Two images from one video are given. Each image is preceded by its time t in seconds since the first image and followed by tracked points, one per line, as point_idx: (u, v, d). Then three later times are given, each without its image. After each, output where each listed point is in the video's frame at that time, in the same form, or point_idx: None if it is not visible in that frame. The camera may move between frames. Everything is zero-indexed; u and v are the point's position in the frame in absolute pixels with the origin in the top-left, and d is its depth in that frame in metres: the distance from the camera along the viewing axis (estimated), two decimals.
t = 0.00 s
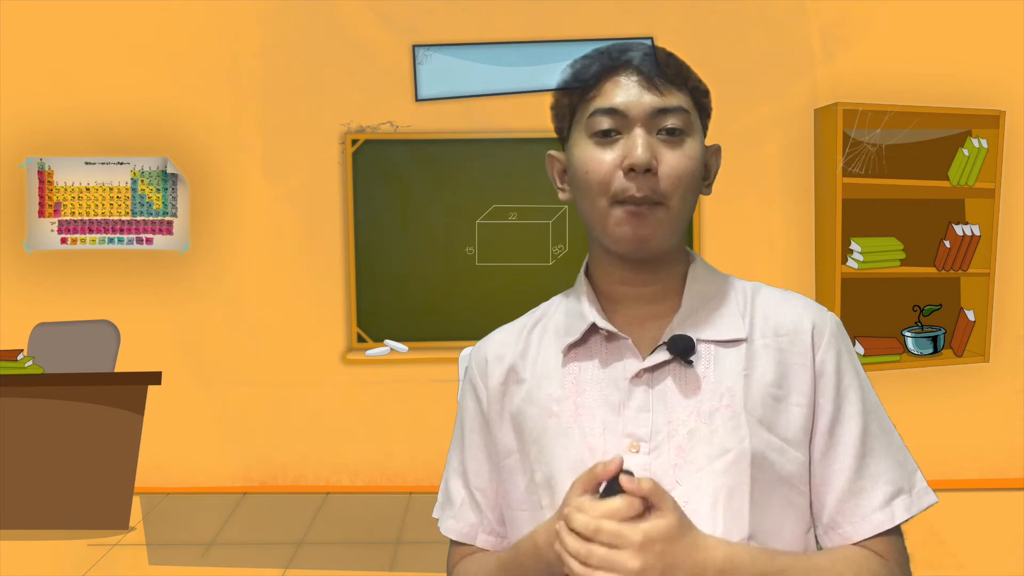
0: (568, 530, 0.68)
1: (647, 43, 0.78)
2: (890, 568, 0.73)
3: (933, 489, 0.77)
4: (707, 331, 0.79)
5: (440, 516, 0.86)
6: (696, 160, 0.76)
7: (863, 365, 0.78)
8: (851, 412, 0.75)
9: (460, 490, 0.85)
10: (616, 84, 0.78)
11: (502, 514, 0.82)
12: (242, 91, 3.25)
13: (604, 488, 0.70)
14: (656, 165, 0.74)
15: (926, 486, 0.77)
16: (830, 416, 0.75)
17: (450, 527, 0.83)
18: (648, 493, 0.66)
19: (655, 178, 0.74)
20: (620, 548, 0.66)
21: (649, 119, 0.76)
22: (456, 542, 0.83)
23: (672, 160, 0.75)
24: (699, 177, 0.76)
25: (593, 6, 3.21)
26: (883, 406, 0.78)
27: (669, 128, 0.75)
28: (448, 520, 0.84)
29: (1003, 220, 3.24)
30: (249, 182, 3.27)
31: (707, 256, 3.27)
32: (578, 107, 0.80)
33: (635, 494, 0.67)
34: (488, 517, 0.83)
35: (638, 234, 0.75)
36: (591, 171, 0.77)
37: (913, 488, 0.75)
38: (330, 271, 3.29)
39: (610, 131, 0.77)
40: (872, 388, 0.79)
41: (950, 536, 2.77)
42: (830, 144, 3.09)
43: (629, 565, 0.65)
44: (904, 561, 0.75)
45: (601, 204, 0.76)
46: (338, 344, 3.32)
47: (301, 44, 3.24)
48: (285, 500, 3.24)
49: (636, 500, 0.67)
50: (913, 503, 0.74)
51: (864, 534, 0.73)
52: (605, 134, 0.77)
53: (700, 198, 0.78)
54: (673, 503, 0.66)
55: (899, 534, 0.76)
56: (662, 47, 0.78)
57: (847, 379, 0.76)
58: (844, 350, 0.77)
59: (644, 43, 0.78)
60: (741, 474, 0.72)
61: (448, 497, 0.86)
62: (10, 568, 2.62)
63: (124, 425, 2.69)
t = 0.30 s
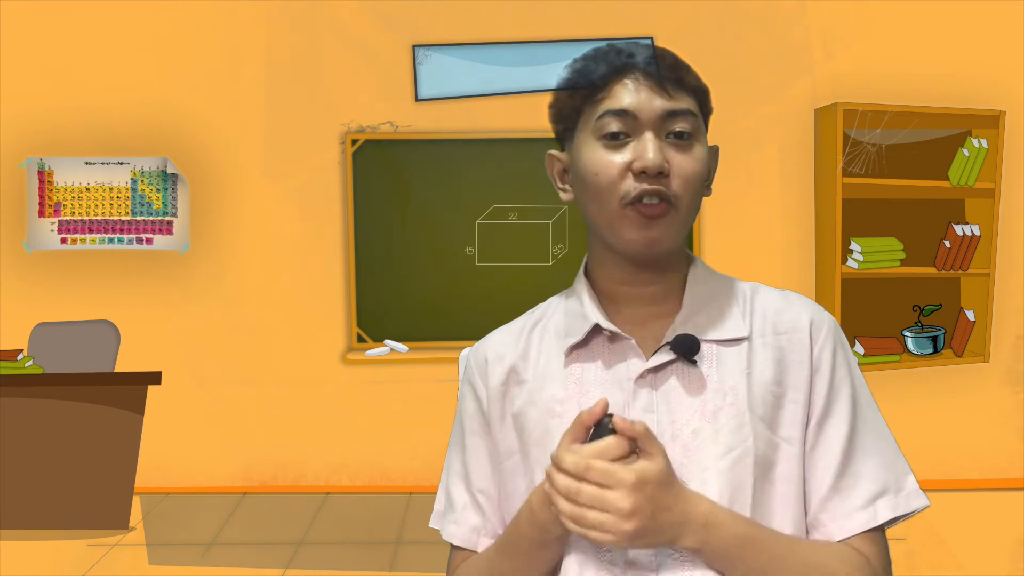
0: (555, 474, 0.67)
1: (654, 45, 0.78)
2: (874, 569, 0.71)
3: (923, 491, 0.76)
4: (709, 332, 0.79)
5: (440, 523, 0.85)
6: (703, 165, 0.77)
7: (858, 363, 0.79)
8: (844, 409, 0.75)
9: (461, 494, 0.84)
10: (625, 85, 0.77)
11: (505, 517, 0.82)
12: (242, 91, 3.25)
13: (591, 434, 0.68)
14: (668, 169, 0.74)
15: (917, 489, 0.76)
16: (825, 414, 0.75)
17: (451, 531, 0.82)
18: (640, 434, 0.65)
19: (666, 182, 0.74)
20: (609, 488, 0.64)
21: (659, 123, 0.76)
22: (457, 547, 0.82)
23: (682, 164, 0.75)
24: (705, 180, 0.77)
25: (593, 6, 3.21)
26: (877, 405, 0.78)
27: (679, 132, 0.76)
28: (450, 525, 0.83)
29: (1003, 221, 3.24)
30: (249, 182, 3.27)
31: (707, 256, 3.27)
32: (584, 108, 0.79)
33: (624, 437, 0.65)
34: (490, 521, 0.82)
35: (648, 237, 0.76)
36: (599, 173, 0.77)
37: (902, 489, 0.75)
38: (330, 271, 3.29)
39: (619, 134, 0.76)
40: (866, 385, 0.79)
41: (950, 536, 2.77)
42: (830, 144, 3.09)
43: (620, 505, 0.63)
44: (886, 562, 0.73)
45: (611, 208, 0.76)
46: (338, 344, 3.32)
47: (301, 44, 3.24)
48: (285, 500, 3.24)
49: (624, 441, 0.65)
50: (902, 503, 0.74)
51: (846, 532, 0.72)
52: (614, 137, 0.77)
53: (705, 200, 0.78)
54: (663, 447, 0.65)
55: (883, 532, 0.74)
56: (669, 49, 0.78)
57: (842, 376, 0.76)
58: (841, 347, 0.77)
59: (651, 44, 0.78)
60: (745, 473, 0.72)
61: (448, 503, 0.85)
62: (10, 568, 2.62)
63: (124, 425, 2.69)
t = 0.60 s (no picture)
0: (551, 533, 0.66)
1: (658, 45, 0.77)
2: (868, 569, 0.72)
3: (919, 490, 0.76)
4: (709, 332, 0.79)
5: (438, 526, 0.84)
6: (705, 167, 0.77)
7: (856, 361, 0.79)
8: (842, 409, 0.75)
9: (460, 497, 0.83)
10: (627, 88, 0.77)
11: (502, 521, 0.82)
12: (242, 90, 3.25)
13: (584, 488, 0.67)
14: (670, 173, 0.74)
15: (913, 487, 0.76)
16: (823, 414, 0.75)
17: (450, 534, 0.82)
18: (636, 492, 0.64)
19: (669, 186, 0.75)
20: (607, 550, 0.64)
21: (661, 126, 0.76)
22: (457, 550, 0.82)
23: (684, 168, 0.75)
24: (706, 182, 0.77)
25: (593, 6, 3.21)
26: (874, 403, 0.78)
27: (681, 135, 0.76)
28: (448, 528, 0.83)
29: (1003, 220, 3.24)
30: (249, 182, 3.27)
31: (706, 256, 3.27)
32: (584, 108, 0.79)
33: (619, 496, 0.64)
34: (488, 524, 0.82)
35: (650, 242, 0.76)
36: (600, 176, 0.77)
37: (898, 488, 0.75)
38: (330, 271, 3.29)
39: (621, 137, 0.76)
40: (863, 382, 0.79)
41: (950, 536, 2.77)
42: (830, 144, 3.09)
43: (619, 569, 0.63)
44: (880, 563, 0.74)
45: (612, 211, 0.76)
46: (338, 344, 3.32)
47: (301, 43, 3.24)
48: (285, 500, 3.24)
49: (619, 499, 0.64)
50: (898, 502, 0.74)
51: (840, 533, 0.72)
52: (615, 139, 0.77)
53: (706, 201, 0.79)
54: (659, 501, 0.64)
55: (877, 532, 0.75)
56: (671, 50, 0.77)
57: (839, 375, 0.76)
58: (839, 345, 0.77)
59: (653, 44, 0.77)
60: (745, 474, 0.72)
61: (447, 505, 0.85)
62: (10, 568, 2.62)
63: (123, 425, 2.69)
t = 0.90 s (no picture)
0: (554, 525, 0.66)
1: (652, 42, 0.77)
2: (874, 570, 0.72)
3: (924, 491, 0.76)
4: (709, 333, 0.79)
5: (436, 524, 0.84)
6: (701, 162, 0.77)
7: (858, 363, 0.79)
8: (845, 410, 0.75)
9: (458, 498, 0.84)
10: (620, 84, 0.77)
11: (501, 521, 0.82)
12: (242, 90, 3.25)
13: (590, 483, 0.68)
14: (664, 167, 0.74)
15: (917, 487, 0.76)
16: (826, 416, 0.75)
17: (448, 534, 0.82)
18: (639, 487, 0.64)
19: (662, 180, 0.74)
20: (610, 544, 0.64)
21: (655, 121, 0.76)
22: (456, 550, 0.82)
23: (678, 162, 0.75)
24: (703, 177, 0.77)
25: (593, 6, 3.21)
26: (877, 405, 0.78)
27: (675, 130, 0.76)
28: (447, 528, 0.83)
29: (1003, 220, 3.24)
30: (248, 182, 3.27)
31: (706, 257, 3.27)
32: (579, 105, 0.79)
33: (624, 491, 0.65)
34: (487, 524, 0.82)
35: (645, 238, 0.76)
36: (595, 171, 0.77)
37: (903, 489, 0.75)
38: (330, 270, 3.29)
39: (615, 132, 0.76)
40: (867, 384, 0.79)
41: (950, 536, 2.77)
42: (830, 144, 3.09)
43: (621, 563, 0.63)
44: (887, 563, 0.74)
45: (607, 206, 0.76)
46: (338, 344, 3.32)
47: (301, 43, 3.24)
48: (285, 500, 3.24)
49: (624, 493, 0.65)
50: (902, 503, 0.74)
51: (847, 535, 0.73)
52: (610, 135, 0.77)
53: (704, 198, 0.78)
54: (663, 497, 0.65)
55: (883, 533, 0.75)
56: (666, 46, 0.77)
57: (841, 376, 0.76)
58: (841, 347, 0.77)
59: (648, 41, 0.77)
60: (746, 476, 0.72)
61: (445, 505, 0.85)
62: (9, 568, 2.62)
63: (123, 425, 2.69)
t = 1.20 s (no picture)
0: (548, 516, 0.67)
1: (637, 42, 0.77)
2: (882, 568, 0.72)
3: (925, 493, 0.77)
4: (709, 334, 0.79)
5: (438, 524, 0.84)
6: (689, 161, 0.76)
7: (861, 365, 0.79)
8: (849, 412, 0.75)
9: (459, 497, 0.83)
10: (605, 87, 0.77)
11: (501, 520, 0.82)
12: (242, 90, 3.25)
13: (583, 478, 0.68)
14: (646, 168, 0.74)
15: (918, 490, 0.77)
16: (827, 417, 0.75)
17: (448, 533, 0.82)
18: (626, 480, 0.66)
19: (645, 181, 0.74)
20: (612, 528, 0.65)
21: (638, 122, 0.76)
22: (456, 549, 0.82)
23: (662, 163, 0.75)
24: (692, 176, 0.76)
25: (593, 6, 3.21)
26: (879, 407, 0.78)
27: (660, 131, 0.75)
28: (448, 527, 0.83)
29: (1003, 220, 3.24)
30: (248, 181, 3.27)
31: (706, 256, 3.27)
32: (567, 109, 0.80)
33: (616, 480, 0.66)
34: (488, 523, 0.82)
35: (634, 239, 0.76)
36: (581, 175, 0.77)
37: (905, 491, 0.75)
38: (330, 270, 3.29)
39: (600, 136, 0.77)
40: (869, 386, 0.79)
41: (950, 535, 2.77)
42: (830, 144, 3.09)
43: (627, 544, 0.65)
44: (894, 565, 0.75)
45: (594, 209, 0.77)
46: (338, 344, 3.32)
47: (300, 43, 3.24)
48: (286, 500, 3.24)
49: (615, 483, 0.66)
50: (905, 506, 0.74)
51: (852, 534, 0.73)
52: (595, 138, 0.77)
53: (695, 196, 0.78)
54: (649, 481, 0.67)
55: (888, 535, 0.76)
56: (650, 46, 0.77)
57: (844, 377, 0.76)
58: (843, 349, 0.77)
59: (632, 43, 0.77)
60: (745, 476, 0.72)
61: (446, 505, 0.85)
62: (9, 568, 2.62)
63: (123, 425, 2.69)
